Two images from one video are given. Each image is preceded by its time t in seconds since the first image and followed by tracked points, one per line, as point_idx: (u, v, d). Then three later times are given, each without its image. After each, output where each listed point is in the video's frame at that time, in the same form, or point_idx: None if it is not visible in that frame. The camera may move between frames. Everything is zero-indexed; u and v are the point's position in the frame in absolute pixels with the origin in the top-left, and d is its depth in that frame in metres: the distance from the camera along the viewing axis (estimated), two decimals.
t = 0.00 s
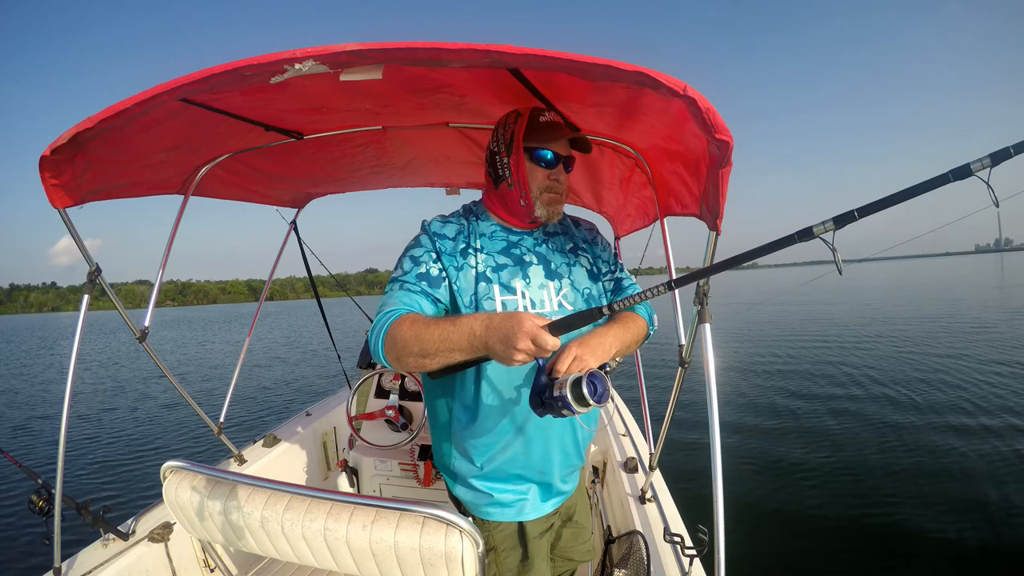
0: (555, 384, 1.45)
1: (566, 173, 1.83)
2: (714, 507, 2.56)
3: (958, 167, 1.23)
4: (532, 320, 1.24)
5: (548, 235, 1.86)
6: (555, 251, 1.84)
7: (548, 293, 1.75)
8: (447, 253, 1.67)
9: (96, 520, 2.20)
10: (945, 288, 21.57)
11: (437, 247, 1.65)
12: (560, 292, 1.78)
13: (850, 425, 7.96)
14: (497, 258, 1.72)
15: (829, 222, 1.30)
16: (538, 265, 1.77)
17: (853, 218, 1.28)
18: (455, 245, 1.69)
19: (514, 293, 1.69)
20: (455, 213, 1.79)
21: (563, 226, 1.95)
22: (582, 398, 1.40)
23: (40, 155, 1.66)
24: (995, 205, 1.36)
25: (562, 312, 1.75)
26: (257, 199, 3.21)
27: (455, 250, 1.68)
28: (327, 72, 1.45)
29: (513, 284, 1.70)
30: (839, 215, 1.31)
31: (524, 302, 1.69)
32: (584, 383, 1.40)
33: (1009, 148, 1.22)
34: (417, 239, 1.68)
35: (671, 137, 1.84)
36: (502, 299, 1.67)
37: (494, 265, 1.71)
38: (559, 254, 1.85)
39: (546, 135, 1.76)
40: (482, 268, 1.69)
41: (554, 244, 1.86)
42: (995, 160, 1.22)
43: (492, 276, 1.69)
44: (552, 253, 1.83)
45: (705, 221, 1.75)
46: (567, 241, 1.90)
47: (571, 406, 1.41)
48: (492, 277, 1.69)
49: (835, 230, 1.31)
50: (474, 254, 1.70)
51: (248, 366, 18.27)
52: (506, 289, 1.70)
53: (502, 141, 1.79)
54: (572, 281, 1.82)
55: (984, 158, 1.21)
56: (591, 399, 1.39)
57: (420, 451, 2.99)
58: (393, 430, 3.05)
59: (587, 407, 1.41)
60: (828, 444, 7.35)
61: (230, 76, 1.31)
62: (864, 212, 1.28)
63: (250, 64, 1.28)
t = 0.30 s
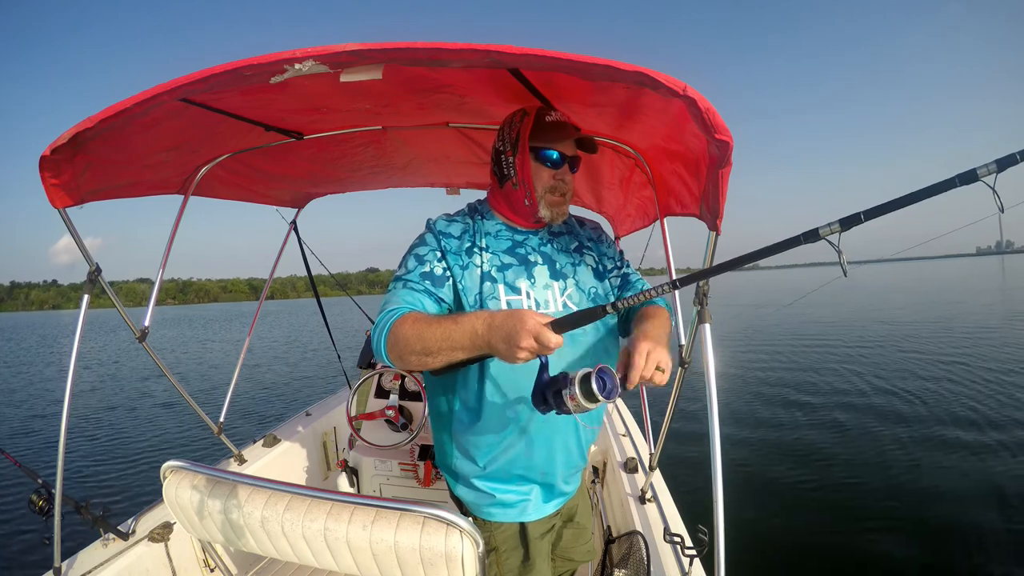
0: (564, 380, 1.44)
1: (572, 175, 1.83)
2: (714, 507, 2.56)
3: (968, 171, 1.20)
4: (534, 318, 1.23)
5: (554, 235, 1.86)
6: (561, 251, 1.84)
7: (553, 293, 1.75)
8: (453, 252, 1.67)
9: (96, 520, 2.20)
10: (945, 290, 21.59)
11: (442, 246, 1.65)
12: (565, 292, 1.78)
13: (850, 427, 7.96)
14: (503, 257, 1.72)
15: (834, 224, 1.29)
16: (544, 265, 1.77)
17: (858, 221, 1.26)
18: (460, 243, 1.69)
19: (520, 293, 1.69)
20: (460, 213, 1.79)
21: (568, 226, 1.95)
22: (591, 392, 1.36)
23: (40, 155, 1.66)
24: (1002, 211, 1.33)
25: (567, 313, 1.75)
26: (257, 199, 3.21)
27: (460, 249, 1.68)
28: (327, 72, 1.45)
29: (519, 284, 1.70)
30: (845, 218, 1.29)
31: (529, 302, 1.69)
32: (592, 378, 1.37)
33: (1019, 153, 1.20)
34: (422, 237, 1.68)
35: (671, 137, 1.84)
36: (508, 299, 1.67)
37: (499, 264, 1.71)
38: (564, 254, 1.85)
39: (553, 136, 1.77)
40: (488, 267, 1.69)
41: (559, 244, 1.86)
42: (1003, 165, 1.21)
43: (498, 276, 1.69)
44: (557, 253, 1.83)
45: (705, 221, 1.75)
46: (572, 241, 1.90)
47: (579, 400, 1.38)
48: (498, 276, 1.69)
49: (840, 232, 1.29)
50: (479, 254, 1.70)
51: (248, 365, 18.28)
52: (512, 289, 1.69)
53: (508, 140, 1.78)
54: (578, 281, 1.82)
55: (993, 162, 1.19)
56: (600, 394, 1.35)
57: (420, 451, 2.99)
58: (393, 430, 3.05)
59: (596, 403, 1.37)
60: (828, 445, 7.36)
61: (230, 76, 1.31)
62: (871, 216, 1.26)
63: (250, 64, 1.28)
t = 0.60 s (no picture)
0: (557, 389, 1.46)
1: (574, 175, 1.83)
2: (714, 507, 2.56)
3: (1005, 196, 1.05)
4: (532, 324, 1.23)
5: (557, 236, 1.86)
6: (564, 251, 1.84)
7: (557, 294, 1.75)
8: (456, 251, 1.67)
9: (96, 520, 2.20)
10: (944, 291, 21.63)
11: (444, 245, 1.65)
12: (568, 293, 1.78)
13: (850, 427, 7.97)
14: (506, 257, 1.72)
15: (843, 248, 1.19)
16: (547, 265, 1.77)
17: (870, 246, 1.15)
18: (463, 242, 1.69)
19: (523, 293, 1.69)
20: (463, 212, 1.79)
21: (572, 226, 1.95)
22: (581, 406, 1.40)
23: (40, 155, 1.66)
24: None
25: (569, 314, 1.75)
26: (257, 199, 3.21)
27: (464, 248, 1.68)
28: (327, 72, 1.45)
29: (522, 284, 1.70)
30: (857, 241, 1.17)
31: (532, 303, 1.69)
32: (584, 394, 1.41)
33: None
34: (425, 236, 1.69)
35: (671, 137, 1.84)
36: (511, 300, 1.67)
37: (503, 264, 1.71)
38: (568, 254, 1.85)
39: (555, 137, 1.77)
40: (492, 267, 1.69)
41: (562, 245, 1.86)
42: None
43: (501, 276, 1.69)
44: (561, 253, 1.83)
45: (705, 222, 1.74)
46: (576, 241, 1.90)
47: (569, 413, 1.42)
48: (501, 276, 1.69)
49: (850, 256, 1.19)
50: (483, 253, 1.70)
51: (248, 365, 18.29)
52: (515, 289, 1.70)
53: (509, 139, 1.79)
54: (581, 282, 1.82)
55: None
56: (590, 410, 1.40)
57: (420, 451, 3.00)
58: (393, 429, 3.04)
59: (587, 417, 1.42)
60: (828, 446, 7.35)
61: (230, 75, 1.31)
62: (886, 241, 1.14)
63: (250, 64, 1.28)
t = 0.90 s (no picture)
0: (545, 390, 1.46)
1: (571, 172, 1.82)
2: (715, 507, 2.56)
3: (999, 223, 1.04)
4: (525, 325, 1.23)
5: (554, 236, 1.86)
6: (562, 251, 1.84)
7: (554, 295, 1.74)
8: (453, 251, 1.67)
9: (97, 520, 2.20)
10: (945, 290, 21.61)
11: (441, 245, 1.65)
12: (566, 293, 1.77)
13: (850, 427, 7.96)
14: (503, 257, 1.72)
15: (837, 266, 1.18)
16: (545, 265, 1.77)
17: (864, 265, 1.14)
18: (460, 242, 1.69)
19: (520, 294, 1.69)
20: (460, 211, 1.79)
21: (570, 226, 1.95)
22: (570, 409, 1.41)
23: (40, 155, 1.67)
24: None
25: (567, 314, 1.75)
26: (257, 199, 3.21)
27: (461, 248, 1.68)
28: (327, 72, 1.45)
29: (519, 285, 1.70)
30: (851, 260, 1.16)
31: (529, 303, 1.69)
32: (573, 396, 1.41)
33: None
34: (422, 236, 1.69)
35: (671, 137, 1.84)
36: (508, 300, 1.67)
37: (500, 264, 1.71)
38: (566, 254, 1.85)
39: (550, 135, 1.76)
40: (489, 267, 1.69)
41: (560, 245, 1.85)
42: None
43: (498, 276, 1.69)
44: (559, 253, 1.83)
45: (705, 221, 1.74)
46: (574, 241, 1.90)
47: (558, 414, 1.43)
48: (498, 277, 1.69)
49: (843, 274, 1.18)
50: (480, 253, 1.70)
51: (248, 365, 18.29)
52: (513, 289, 1.69)
53: (505, 139, 1.80)
54: (579, 282, 1.82)
55: None
56: (578, 413, 1.41)
57: (419, 451, 3.00)
58: (393, 429, 3.04)
59: (574, 419, 1.43)
60: (828, 445, 7.35)
61: (230, 75, 1.31)
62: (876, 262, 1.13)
63: (250, 64, 1.28)
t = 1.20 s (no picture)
0: (544, 396, 1.46)
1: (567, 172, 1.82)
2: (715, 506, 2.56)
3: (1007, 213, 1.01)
4: (525, 329, 1.23)
5: (553, 236, 1.86)
6: (561, 252, 1.84)
7: (553, 296, 1.74)
8: (451, 251, 1.67)
9: (96, 520, 2.20)
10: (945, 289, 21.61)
11: (440, 245, 1.65)
12: (565, 294, 1.77)
13: (850, 426, 7.97)
14: (502, 258, 1.72)
15: (841, 261, 1.14)
16: (543, 267, 1.76)
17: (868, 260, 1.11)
18: (459, 243, 1.69)
19: (519, 294, 1.69)
20: (459, 211, 1.79)
21: (570, 227, 1.95)
22: (567, 415, 1.41)
23: (40, 155, 1.66)
24: None
25: (566, 315, 1.75)
26: (257, 199, 3.21)
27: (460, 249, 1.68)
28: (327, 72, 1.45)
29: (518, 285, 1.70)
30: (855, 255, 1.14)
31: (528, 304, 1.69)
32: (570, 403, 1.42)
33: None
34: (421, 236, 1.69)
35: (671, 137, 1.84)
36: (507, 300, 1.67)
37: (499, 265, 1.71)
38: (564, 255, 1.85)
39: (547, 133, 1.76)
40: (488, 268, 1.69)
41: (559, 246, 1.86)
42: None
43: (497, 277, 1.68)
44: (558, 254, 1.83)
45: (705, 221, 1.74)
46: (573, 242, 1.90)
47: (555, 421, 1.42)
48: (497, 277, 1.68)
49: (848, 270, 1.15)
50: (479, 254, 1.70)
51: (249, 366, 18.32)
52: (511, 290, 1.69)
53: (502, 138, 1.81)
54: (578, 283, 1.82)
55: None
56: (576, 420, 1.41)
57: (419, 451, 2.99)
58: (393, 429, 3.04)
59: (573, 425, 1.43)
60: (828, 445, 7.36)
61: (230, 75, 1.31)
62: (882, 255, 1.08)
63: (250, 64, 1.28)
